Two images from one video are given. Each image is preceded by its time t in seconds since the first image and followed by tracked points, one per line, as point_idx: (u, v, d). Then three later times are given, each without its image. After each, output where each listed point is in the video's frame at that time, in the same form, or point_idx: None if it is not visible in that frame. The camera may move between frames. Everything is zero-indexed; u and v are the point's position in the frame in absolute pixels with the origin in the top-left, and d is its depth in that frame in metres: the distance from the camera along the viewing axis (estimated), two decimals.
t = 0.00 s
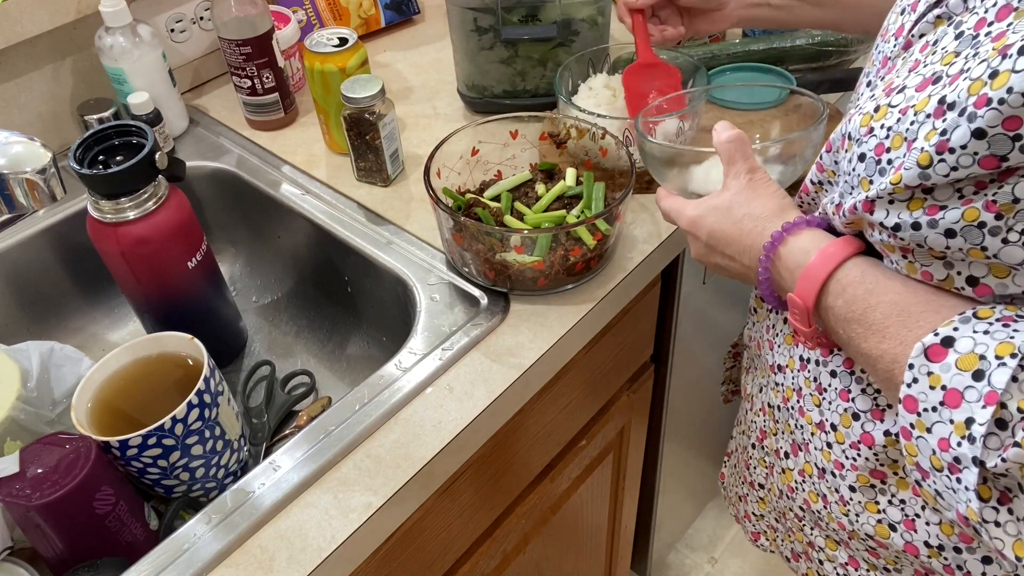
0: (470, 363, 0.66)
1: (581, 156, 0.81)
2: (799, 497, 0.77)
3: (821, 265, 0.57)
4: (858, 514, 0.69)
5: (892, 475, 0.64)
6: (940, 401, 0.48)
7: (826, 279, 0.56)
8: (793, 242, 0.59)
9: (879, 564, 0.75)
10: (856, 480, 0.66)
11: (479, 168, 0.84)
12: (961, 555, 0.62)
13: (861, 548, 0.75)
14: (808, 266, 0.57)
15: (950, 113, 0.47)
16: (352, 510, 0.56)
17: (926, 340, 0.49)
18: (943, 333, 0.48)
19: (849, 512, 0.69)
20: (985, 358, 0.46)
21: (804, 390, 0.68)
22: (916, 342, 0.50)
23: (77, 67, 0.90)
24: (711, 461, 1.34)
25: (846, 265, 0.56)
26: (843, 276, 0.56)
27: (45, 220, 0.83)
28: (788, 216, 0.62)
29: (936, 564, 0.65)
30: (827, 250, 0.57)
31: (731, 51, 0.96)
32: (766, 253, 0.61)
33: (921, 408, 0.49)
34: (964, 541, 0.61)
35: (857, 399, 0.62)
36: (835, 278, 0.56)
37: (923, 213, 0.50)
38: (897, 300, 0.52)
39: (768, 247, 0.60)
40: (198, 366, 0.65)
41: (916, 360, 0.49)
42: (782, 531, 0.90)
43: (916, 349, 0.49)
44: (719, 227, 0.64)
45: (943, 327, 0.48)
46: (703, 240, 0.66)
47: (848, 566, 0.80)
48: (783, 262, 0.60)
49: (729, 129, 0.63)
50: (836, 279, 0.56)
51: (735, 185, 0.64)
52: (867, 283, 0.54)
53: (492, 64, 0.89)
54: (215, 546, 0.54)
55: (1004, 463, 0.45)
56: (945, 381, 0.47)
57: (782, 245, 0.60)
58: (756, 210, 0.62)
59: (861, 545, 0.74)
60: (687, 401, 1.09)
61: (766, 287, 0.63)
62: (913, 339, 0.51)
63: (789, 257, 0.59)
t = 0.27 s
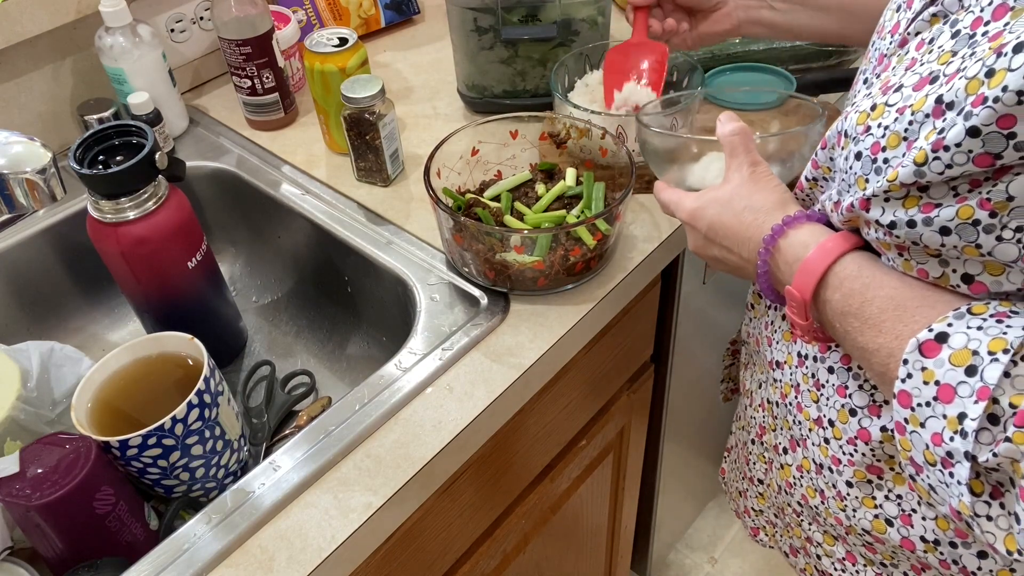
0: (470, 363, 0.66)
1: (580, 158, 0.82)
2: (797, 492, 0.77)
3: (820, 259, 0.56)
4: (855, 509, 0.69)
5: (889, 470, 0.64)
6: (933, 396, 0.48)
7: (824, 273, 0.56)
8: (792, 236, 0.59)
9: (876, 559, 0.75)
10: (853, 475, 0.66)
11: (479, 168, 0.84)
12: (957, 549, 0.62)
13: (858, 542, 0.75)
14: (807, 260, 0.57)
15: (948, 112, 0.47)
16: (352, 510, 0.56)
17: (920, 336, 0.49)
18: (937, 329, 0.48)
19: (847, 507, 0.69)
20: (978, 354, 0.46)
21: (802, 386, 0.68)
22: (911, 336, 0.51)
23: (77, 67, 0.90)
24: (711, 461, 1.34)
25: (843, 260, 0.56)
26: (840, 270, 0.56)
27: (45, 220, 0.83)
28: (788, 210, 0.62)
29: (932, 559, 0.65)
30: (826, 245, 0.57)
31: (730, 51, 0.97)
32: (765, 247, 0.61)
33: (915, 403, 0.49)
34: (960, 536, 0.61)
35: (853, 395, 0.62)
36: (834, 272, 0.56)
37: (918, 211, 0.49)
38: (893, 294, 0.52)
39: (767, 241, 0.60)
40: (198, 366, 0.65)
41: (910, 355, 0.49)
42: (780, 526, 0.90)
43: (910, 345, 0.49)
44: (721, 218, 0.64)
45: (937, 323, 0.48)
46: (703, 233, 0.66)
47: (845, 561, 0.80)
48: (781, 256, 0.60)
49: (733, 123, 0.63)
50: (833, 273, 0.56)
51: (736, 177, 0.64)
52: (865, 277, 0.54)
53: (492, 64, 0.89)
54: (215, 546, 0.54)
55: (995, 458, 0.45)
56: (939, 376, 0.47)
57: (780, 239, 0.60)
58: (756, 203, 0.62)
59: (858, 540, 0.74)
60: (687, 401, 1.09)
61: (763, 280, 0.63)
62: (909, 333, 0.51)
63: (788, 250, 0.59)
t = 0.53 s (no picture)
0: (470, 363, 0.66)
1: (579, 159, 0.82)
2: (788, 489, 0.77)
3: (805, 251, 0.57)
4: (845, 505, 0.68)
5: (877, 466, 0.63)
6: (919, 391, 0.48)
7: (810, 265, 0.56)
8: (776, 227, 0.59)
9: (867, 556, 0.75)
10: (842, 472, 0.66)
11: (479, 169, 0.84)
12: (946, 545, 0.61)
13: (847, 539, 0.75)
14: (793, 252, 0.57)
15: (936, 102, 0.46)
16: (352, 510, 0.56)
17: (907, 331, 0.49)
18: (924, 324, 0.48)
19: (836, 504, 0.69)
20: (965, 350, 0.46)
21: (794, 382, 0.68)
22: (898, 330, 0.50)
23: (77, 67, 0.90)
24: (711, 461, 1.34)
25: (829, 251, 0.56)
26: (826, 262, 0.56)
27: (45, 220, 0.83)
28: (770, 201, 0.62)
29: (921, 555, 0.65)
30: (810, 238, 0.57)
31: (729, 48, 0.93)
32: (748, 240, 0.61)
33: (901, 399, 0.49)
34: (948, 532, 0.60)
35: (843, 391, 0.62)
36: (820, 263, 0.56)
37: (908, 202, 0.49)
38: (881, 286, 0.52)
39: (751, 234, 0.60)
40: (198, 366, 0.65)
41: (897, 350, 0.49)
42: (773, 524, 0.90)
43: (897, 340, 0.49)
44: (702, 206, 0.64)
45: (925, 318, 0.48)
46: (687, 221, 0.67)
47: (837, 558, 0.80)
48: (767, 248, 0.60)
49: (712, 101, 0.61)
50: (819, 265, 0.56)
51: (718, 165, 0.63)
52: (851, 268, 0.54)
53: (492, 64, 0.89)
54: (215, 546, 0.54)
55: (981, 453, 0.45)
56: (925, 371, 0.47)
57: (766, 231, 0.60)
58: (738, 194, 0.62)
59: (848, 537, 0.74)
60: (687, 401, 1.09)
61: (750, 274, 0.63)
62: (897, 325, 0.50)
63: (771, 243, 0.60)
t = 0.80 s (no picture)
0: (470, 363, 0.66)
1: (580, 159, 0.82)
2: (787, 500, 0.77)
3: (805, 276, 0.56)
4: (843, 518, 0.69)
5: (874, 482, 0.63)
6: (917, 433, 0.48)
7: (810, 291, 0.56)
8: (775, 251, 0.59)
9: (868, 565, 0.75)
10: (840, 485, 0.66)
11: (479, 169, 0.84)
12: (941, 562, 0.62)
13: (848, 549, 0.75)
14: (792, 277, 0.57)
15: (920, 125, 0.47)
16: (352, 510, 0.56)
17: (903, 371, 0.49)
18: (920, 363, 0.48)
19: (834, 516, 0.69)
20: (963, 392, 0.45)
21: (793, 395, 0.68)
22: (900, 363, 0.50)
23: (77, 67, 0.90)
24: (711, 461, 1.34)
25: (828, 278, 0.55)
26: (826, 289, 0.55)
27: (45, 220, 0.83)
28: (770, 221, 0.62)
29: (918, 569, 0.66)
30: (810, 262, 0.56)
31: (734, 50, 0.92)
32: (747, 262, 0.60)
33: (899, 439, 0.49)
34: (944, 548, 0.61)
35: (843, 405, 0.62)
36: (819, 288, 0.56)
37: (894, 225, 0.50)
38: (882, 315, 0.52)
39: (749, 257, 0.60)
40: (198, 366, 0.65)
41: (893, 391, 0.49)
42: (773, 534, 0.91)
43: (893, 380, 0.49)
44: (701, 222, 0.63)
45: (921, 356, 0.48)
46: (685, 236, 0.66)
47: (836, 567, 0.80)
48: (765, 271, 0.60)
49: (711, 112, 0.60)
50: (819, 291, 0.56)
51: (715, 182, 0.63)
52: (851, 296, 0.54)
53: (492, 64, 0.89)
54: (215, 546, 0.54)
55: (982, 500, 0.45)
56: (923, 413, 0.47)
57: (765, 254, 0.59)
58: (736, 213, 0.62)
59: (848, 547, 0.74)
60: (687, 401, 1.09)
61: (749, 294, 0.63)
62: (898, 359, 0.50)
63: (771, 265, 0.59)
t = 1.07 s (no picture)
0: (470, 363, 0.66)
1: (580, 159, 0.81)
2: (809, 557, 0.77)
3: (841, 385, 0.51)
4: None
5: (902, 544, 0.63)
6: None
7: (845, 409, 0.50)
8: (798, 361, 0.52)
9: None
10: (866, 545, 0.66)
11: (479, 169, 0.84)
12: None
13: None
14: (825, 388, 0.51)
15: (922, 214, 0.47)
16: (352, 510, 0.56)
17: (972, 508, 0.40)
18: (990, 497, 0.39)
19: None
20: None
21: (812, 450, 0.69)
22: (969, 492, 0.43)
23: (77, 67, 0.90)
24: (711, 461, 1.34)
25: (864, 391, 0.50)
26: (864, 404, 0.50)
27: (45, 220, 0.83)
28: (786, 321, 0.53)
29: None
30: (840, 375, 0.51)
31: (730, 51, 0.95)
32: (766, 371, 0.53)
33: None
34: None
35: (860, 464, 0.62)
36: (857, 402, 0.50)
37: (902, 316, 0.50)
38: (935, 438, 0.46)
39: (767, 368, 0.53)
40: (198, 367, 0.65)
41: (965, 533, 0.40)
42: None
43: (962, 518, 0.40)
44: (703, 328, 0.55)
45: (987, 488, 0.39)
46: (688, 338, 0.57)
47: None
48: (789, 383, 0.53)
49: (707, 206, 0.50)
50: (856, 408, 0.50)
51: (716, 281, 0.53)
52: (898, 415, 0.48)
53: (492, 64, 0.89)
54: (215, 546, 0.54)
55: None
56: (1004, 559, 0.38)
57: (786, 364, 0.53)
58: (745, 315, 0.53)
59: None
60: (687, 401, 1.09)
61: (767, 405, 0.56)
62: (966, 490, 0.43)
63: (795, 375, 0.53)
